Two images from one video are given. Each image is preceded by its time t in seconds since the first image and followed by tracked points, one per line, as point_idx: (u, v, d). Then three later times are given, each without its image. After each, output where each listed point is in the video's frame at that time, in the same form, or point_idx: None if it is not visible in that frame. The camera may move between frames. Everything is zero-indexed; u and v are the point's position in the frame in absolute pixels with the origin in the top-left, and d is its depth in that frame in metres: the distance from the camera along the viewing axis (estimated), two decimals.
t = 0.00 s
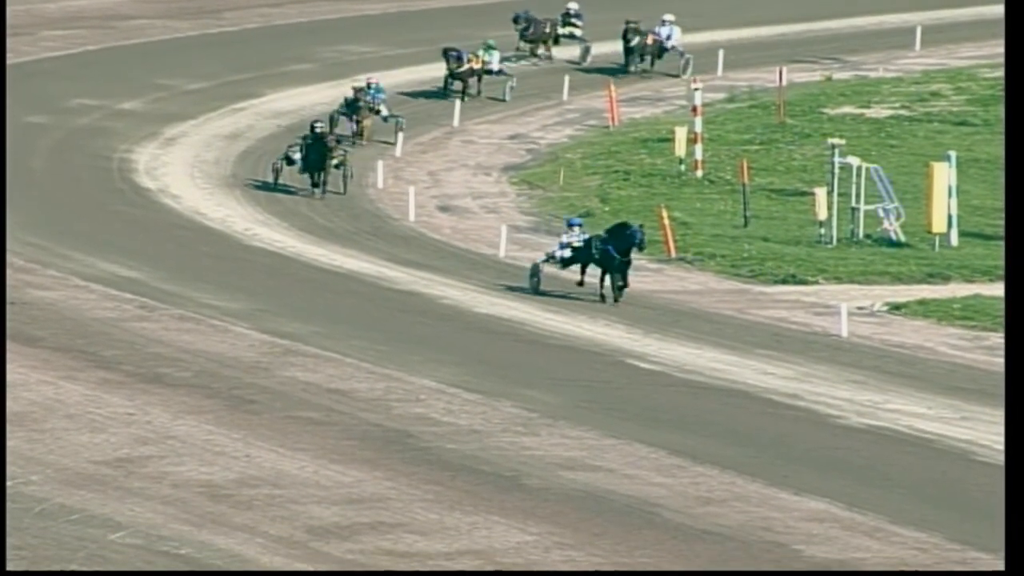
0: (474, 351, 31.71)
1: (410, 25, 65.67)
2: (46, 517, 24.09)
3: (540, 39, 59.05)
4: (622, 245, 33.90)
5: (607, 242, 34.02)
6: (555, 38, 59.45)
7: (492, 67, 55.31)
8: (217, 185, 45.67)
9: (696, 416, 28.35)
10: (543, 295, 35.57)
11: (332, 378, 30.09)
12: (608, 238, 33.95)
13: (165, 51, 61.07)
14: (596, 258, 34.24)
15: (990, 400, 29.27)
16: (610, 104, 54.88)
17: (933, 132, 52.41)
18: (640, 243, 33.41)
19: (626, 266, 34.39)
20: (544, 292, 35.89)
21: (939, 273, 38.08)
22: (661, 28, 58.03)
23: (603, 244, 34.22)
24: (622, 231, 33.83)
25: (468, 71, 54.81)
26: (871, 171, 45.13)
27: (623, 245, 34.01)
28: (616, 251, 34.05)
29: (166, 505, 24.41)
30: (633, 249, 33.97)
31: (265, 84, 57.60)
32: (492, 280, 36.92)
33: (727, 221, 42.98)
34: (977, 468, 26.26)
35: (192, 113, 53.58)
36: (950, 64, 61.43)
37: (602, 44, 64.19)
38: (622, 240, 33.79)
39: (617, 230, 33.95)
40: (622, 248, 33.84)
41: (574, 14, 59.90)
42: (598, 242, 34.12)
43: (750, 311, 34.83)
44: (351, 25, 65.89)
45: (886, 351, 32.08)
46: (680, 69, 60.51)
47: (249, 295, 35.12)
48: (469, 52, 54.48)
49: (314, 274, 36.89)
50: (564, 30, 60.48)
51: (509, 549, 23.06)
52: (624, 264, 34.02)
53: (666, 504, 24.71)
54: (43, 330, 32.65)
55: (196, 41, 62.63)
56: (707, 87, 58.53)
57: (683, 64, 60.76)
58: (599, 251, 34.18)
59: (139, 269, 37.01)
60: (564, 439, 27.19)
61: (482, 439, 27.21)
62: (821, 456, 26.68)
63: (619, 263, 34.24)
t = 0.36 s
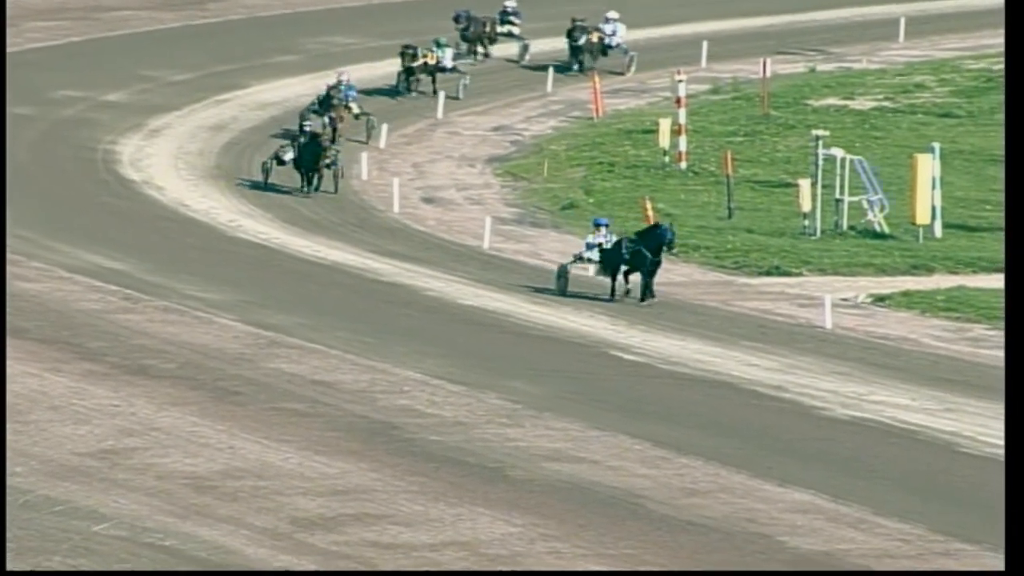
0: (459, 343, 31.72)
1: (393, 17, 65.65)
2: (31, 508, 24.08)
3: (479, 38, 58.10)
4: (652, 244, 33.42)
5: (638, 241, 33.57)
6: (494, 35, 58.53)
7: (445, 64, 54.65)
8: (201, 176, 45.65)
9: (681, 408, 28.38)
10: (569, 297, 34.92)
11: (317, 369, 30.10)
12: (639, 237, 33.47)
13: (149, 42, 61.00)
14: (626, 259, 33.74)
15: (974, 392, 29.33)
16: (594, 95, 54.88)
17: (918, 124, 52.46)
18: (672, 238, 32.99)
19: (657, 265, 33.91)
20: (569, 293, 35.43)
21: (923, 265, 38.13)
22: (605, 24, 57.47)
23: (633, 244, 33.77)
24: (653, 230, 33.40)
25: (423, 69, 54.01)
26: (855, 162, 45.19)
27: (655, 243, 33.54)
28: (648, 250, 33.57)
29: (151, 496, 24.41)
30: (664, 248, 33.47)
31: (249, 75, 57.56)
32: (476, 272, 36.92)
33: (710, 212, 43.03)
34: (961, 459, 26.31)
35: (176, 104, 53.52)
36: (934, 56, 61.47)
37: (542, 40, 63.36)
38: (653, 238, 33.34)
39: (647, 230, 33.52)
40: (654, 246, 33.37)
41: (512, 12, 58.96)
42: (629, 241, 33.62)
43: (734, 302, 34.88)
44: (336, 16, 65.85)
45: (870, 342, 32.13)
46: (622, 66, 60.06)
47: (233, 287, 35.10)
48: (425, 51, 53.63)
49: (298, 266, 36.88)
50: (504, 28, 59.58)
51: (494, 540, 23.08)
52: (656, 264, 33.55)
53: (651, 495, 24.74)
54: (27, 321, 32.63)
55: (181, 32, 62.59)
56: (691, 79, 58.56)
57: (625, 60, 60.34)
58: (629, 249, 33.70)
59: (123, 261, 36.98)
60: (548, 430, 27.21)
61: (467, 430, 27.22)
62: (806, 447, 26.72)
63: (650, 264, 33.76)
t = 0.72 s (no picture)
0: (438, 338, 31.72)
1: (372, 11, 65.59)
2: (8, 503, 24.05)
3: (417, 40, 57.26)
4: (680, 250, 32.63)
5: (665, 247, 32.76)
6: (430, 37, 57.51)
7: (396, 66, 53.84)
8: (180, 172, 45.59)
9: (658, 403, 28.41)
10: (597, 302, 34.11)
11: (297, 365, 30.08)
12: (666, 244, 32.67)
13: (127, 38, 60.91)
14: (655, 265, 32.96)
15: (952, 387, 29.40)
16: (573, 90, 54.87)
17: (897, 120, 52.51)
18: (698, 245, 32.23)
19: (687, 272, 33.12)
20: (597, 299, 34.74)
21: (902, 261, 38.20)
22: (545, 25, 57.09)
23: (661, 250, 32.98)
24: (680, 235, 32.59)
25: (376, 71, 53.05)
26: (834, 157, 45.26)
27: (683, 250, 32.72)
28: (676, 257, 32.77)
29: (130, 492, 24.39)
30: (693, 255, 32.67)
31: (229, 71, 57.50)
32: (455, 268, 36.91)
33: (690, 208, 43.08)
34: (939, 454, 26.37)
35: (155, 100, 53.46)
36: (913, 52, 61.55)
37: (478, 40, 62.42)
38: (680, 244, 32.54)
39: (674, 235, 32.71)
40: (682, 253, 32.57)
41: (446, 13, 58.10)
42: (656, 247, 32.84)
43: (714, 298, 34.94)
44: (316, 11, 65.79)
45: (849, 337, 32.21)
46: (563, 67, 59.45)
47: (212, 283, 35.07)
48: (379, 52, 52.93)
49: (277, 261, 36.85)
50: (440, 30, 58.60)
51: (472, 536, 23.09)
52: (685, 272, 32.75)
53: (629, 491, 24.76)
54: (5, 316, 32.57)
55: (160, 27, 62.52)
56: (671, 74, 58.61)
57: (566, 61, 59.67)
58: (658, 256, 32.91)
59: (102, 257, 36.93)
60: (528, 426, 27.21)
61: (446, 425, 27.23)
62: (784, 442, 26.76)
63: (678, 269, 32.98)
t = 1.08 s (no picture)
0: (410, 334, 31.70)
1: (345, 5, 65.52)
2: None
3: (351, 43, 56.44)
4: (702, 257, 32.02)
5: (687, 252, 32.18)
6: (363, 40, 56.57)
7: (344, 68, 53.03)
8: (152, 168, 45.51)
9: (631, 399, 28.43)
10: (618, 309, 33.50)
11: (269, 361, 30.06)
12: (688, 250, 32.07)
13: (99, 33, 60.79)
14: (677, 271, 32.37)
15: (924, 382, 29.46)
16: (545, 86, 54.88)
17: (868, 115, 52.60)
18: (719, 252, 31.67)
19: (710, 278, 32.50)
20: (619, 305, 34.13)
21: (873, 256, 38.27)
22: (483, 26, 56.45)
23: (683, 254, 32.35)
24: (702, 242, 32.03)
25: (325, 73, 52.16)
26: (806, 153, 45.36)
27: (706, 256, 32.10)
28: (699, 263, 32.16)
29: (102, 488, 24.36)
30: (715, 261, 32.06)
31: (201, 66, 57.41)
32: (427, 264, 36.88)
33: (663, 204, 43.11)
34: (911, 450, 26.42)
35: (127, 95, 53.36)
36: (885, 47, 61.64)
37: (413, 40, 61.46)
38: (701, 251, 31.98)
39: (697, 241, 32.17)
40: (704, 260, 31.96)
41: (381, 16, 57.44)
42: (678, 253, 32.24)
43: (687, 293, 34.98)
44: (288, 6, 65.71)
45: (822, 333, 32.28)
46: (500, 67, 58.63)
47: (184, 279, 35.01)
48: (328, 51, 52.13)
49: (249, 257, 36.81)
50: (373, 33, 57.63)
51: (445, 532, 23.08)
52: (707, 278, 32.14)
53: (602, 486, 24.77)
54: None
55: (133, 23, 62.41)
56: (643, 70, 58.65)
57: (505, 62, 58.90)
58: (680, 262, 32.31)
59: (73, 252, 36.84)
60: (500, 422, 27.21)
61: (418, 421, 27.22)
62: (757, 438, 26.78)
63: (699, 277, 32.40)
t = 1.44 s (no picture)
0: (356, 331, 31.68)
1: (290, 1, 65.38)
2: None
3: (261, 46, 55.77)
4: (697, 264, 31.33)
5: (682, 258, 31.50)
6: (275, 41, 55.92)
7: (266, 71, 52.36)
8: (97, 164, 45.34)
9: (578, 395, 28.47)
10: (613, 316, 32.88)
11: (214, 357, 30.00)
12: (683, 256, 31.38)
13: (43, 28, 60.52)
14: (673, 277, 31.70)
15: (868, 378, 29.60)
16: (490, 82, 54.89)
17: (813, 112, 52.78)
18: (715, 258, 30.96)
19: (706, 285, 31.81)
20: (614, 312, 33.57)
21: (818, 253, 38.42)
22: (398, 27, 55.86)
23: (679, 259, 31.67)
24: (697, 248, 31.28)
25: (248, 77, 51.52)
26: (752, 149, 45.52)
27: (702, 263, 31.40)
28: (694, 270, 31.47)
29: (48, 485, 24.28)
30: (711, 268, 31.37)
31: (146, 62, 57.23)
32: (373, 260, 36.86)
33: (608, 201, 43.19)
34: (857, 446, 26.54)
35: (71, 91, 53.15)
36: (830, 45, 61.85)
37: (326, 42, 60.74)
38: (697, 257, 31.23)
39: (692, 247, 31.42)
40: (699, 267, 31.27)
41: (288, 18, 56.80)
42: (674, 259, 31.57)
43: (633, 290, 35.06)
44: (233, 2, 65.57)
45: (767, 329, 32.39)
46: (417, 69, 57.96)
47: (129, 275, 34.89)
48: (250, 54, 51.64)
49: (194, 254, 36.72)
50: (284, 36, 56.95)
51: (391, 528, 23.08)
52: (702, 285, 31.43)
53: (549, 483, 24.82)
54: None
55: (77, 19, 62.17)
56: (589, 67, 58.73)
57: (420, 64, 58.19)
58: (675, 269, 31.63)
59: (17, 249, 36.70)
60: (446, 419, 27.21)
61: (364, 418, 27.21)
62: (703, 435, 26.85)
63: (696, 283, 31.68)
